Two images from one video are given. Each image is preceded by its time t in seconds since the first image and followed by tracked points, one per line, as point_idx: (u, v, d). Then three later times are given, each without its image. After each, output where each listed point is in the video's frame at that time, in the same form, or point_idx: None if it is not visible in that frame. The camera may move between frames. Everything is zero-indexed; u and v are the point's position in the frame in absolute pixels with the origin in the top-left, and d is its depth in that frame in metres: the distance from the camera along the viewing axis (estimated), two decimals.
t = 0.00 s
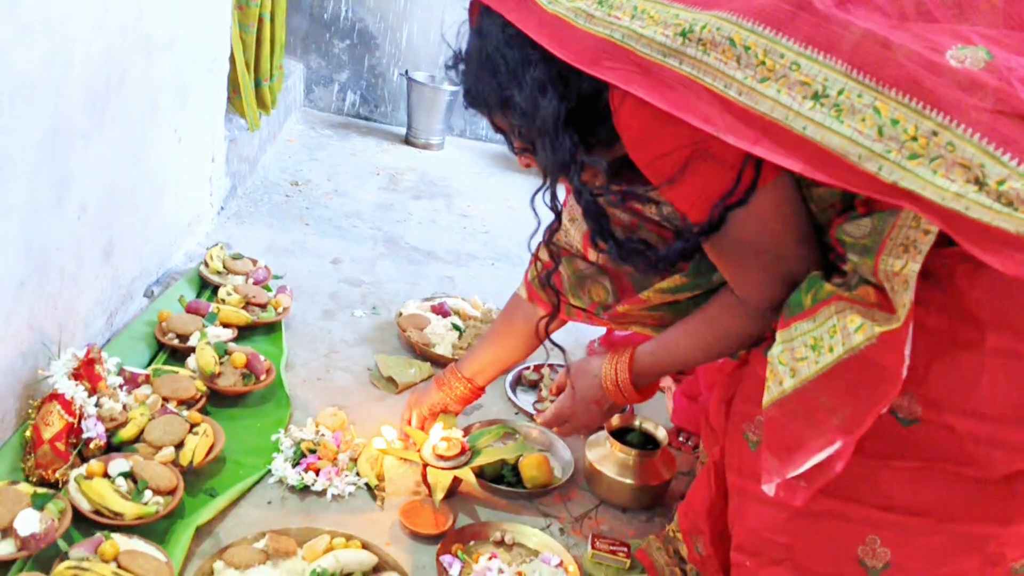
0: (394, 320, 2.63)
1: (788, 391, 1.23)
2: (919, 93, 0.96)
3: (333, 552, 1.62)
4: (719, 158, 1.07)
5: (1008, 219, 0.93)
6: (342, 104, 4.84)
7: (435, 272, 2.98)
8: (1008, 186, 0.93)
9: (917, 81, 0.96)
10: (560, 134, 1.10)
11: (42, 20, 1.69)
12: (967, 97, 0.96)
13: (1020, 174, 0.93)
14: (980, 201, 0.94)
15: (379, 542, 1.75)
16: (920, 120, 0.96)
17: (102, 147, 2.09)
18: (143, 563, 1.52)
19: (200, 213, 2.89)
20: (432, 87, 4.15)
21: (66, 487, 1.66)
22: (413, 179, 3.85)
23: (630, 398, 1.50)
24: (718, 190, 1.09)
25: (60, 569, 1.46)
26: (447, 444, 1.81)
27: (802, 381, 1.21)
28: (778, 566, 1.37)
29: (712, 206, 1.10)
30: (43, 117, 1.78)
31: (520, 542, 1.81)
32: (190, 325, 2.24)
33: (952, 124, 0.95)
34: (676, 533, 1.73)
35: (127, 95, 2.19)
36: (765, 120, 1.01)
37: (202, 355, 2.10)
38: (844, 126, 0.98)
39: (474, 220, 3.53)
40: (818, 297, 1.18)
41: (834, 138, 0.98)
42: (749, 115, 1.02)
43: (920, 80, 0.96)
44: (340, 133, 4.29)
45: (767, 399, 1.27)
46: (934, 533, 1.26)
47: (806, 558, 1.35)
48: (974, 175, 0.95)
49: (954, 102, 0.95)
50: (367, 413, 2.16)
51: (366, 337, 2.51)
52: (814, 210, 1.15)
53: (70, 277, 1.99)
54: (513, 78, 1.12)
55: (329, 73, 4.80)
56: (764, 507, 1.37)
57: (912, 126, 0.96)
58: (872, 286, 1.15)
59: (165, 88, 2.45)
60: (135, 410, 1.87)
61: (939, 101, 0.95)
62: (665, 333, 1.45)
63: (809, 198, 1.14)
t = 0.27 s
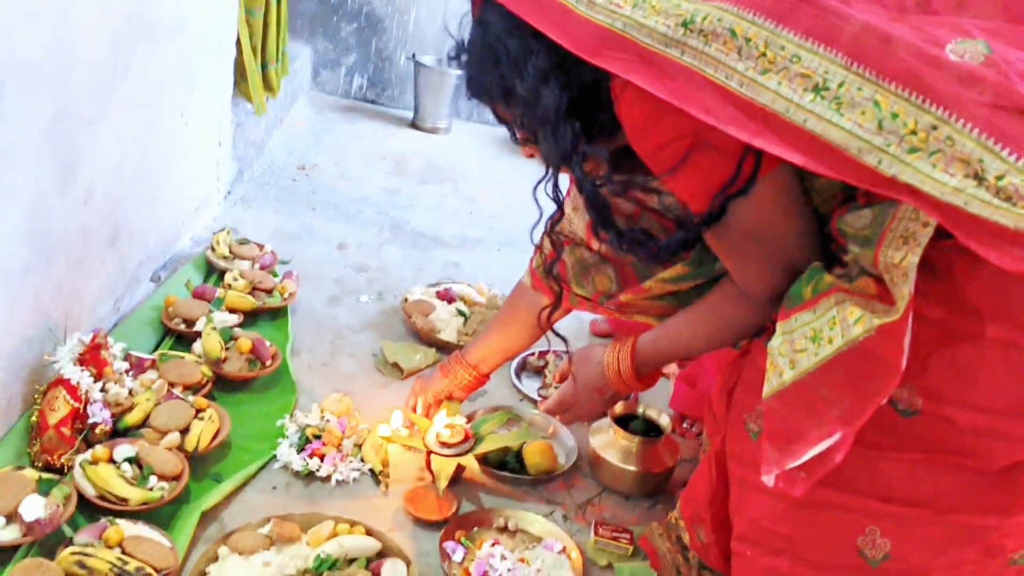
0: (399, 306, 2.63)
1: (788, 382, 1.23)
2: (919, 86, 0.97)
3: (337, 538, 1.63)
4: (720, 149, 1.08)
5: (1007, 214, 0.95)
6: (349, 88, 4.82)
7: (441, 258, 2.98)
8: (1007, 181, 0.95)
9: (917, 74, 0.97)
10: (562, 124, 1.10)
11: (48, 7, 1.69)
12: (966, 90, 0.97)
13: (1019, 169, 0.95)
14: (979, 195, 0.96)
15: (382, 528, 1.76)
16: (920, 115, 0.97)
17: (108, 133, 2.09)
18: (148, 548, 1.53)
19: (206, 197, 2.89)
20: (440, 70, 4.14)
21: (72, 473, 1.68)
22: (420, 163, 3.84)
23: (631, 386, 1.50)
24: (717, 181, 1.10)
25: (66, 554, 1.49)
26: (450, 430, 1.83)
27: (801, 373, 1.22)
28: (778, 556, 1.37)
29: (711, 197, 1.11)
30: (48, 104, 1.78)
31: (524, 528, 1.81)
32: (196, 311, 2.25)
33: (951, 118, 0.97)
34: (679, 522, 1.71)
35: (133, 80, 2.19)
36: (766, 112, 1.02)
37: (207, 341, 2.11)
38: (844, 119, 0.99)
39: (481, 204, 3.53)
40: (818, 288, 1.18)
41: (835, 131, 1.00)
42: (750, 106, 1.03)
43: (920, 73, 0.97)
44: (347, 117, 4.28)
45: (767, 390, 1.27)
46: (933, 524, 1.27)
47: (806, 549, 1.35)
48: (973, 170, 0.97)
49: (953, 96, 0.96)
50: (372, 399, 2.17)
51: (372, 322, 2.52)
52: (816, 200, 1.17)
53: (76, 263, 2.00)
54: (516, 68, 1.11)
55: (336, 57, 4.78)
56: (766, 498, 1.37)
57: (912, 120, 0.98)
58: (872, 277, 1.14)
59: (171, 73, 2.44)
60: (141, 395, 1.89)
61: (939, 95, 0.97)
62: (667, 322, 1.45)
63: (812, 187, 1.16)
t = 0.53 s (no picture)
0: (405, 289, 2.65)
1: (788, 374, 1.24)
2: (921, 85, 0.99)
3: (341, 519, 1.66)
4: (722, 141, 1.07)
5: (1009, 214, 0.98)
6: (356, 69, 4.81)
7: (446, 241, 2.99)
8: (1008, 181, 0.97)
9: (919, 72, 0.99)
10: (566, 116, 1.10)
11: None
12: (969, 89, 0.99)
13: (1019, 169, 0.98)
14: (981, 194, 0.98)
15: (386, 509, 1.79)
16: (923, 113, 0.99)
17: (116, 117, 2.10)
18: (156, 529, 1.57)
19: (214, 179, 2.90)
20: (446, 52, 4.13)
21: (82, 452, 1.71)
22: (426, 145, 3.84)
23: (633, 373, 1.51)
24: (720, 172, 1.09)
25: (76, 533, 1.51)
26: (452, 414, 1.86)
27: (801, 366, 1.22)
28: (776, 542, 1.39)
29: (713, 188, 1.11)
30: (57, 88, 1.79)
31: (525, 510, 1.84)
32: (204, 293, 2.27)
33: (954, 117, 0.99)
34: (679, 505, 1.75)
35: (142, 63, 2.20)
36: (771, 107, 1.03)
37: (214, 323, 2.13)
38: (848, 116, 1.01)
39: (486, 187, 3.53)
40: (819, 282, 1.18)
41: (839, 128, 1.02)
42: (755, 101, 1.04)
43: (923, 71, 0.99)
44: (354, 98, 4.28)
45: (767, 382, 1.27)
46: (928, 515, 1.29)
47: (804, 537, 1.37)
48: (975, 169, 0.99)
49: (955, 95, 0.99)
50: (377, 381, 2.19)
51: (377, 305, 2.53)
52: (818, 193, 1.15)
53: (85, 245, 2.02)
54: (519, 59, 1.10)
55: (343, 37, 4.77)
56: (765, 486, 1.39)
57: (916, 118, 1.00)
58: (873, 271, 1.14)
59: (179, 56, 2.45)
60: (148, 376, 1.91)
61: (942, 94, 0.99)
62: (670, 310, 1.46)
63: (813, 180, 1.14)
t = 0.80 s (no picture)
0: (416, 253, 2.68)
1: (789, 342, 1.25)
2: (925, 59, 1.00)
3: (354, 478, 1.71)
4: (728, 111, 1.10)
5: (1007, 187, 1.00)
6: (367, 31, 4.79)
7: (457, 205, 3.01)
8: (1007, 155, 0.99)
9: (923, 45, 1.00)
10: (575, 85, 1.11)
11: None
12: (971, 64, 1.00)
13: (1019, 144, 0.99)
14: (981, 168, 1.00)
15: (397, 468, 1.84)
16: (926, 86, 1.01)
17: (129, 82, 2.12)
18: (175, 486, 1.62)
19: (226, 143, 2.92)
20: (458, 15, 4.10)
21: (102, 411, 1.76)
22: (438, 108, 3.84)
23: (639, 338, 1.54)
24: (727, 142, 1.12)
25: (99, 489, 1.57)
26: (462, 378, 1.90)
27: (802, 334, 1.23)
28: (775, 504, 1.43)
29: (720, 157, 1.14)
30: (71, 54, 1.81)
31: (533, 471, 1.89)
32: (218, 256, 2.30)
33: (956, 91, 1.00)
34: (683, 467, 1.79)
35: (155, 28, 2.22)
36: (777, 79, 1.05)
37: (229, 287, 2.17)
38: (852, 89, 1.02)
39: (497, 151, 3.54)
40: (822, 251, 1.19)
41: (843, 101, 1.03)
42: (760, 72, 1.05)
43: (926, 45, 1.00)
44: (365, 61, 4.27)
45: (769, 349, 1.29)
46: (924, 479, 1.32)
47: (804, 499, 1.42)
48: (976, 143, 1.00)
49: (958, 70, 1.00)
50: (389, 344, 2.23)
51: (388, 269, 2.57)
52: (822, 161, 1.16)
53: (101, 209, 2.05)
54: (531, 27, 1.11)
55: None
56: (766, 450, 1.43)
57: (919, 92, 1.01)
58: (875, 242, 1.16)
59: (191, 20, 2.46)
60: (166, 337, 1.96)
61: (944, 68, 1.00)
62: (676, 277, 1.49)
63: (818, 149, 1.15)
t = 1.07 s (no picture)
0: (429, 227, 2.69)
1: (802, 318, 1.27)
2: (946, 38, 1.00)
3: (370, 448, 1.74)
4: (745, 87, 1.08)
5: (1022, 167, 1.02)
6: (381, 4, 4.77)
7: (471, 179, 3.02)
8: None
9: (944, 25, 1.00)
10: (592, 58, 1.11)
11: None
12: (989, 44, 1.01)
13: None
14: (997, 148, 1.02)
15: (412, 438, 1.87)
16: (946, 66, 1.01)
17: (145, 55, 2.13)
18: (195, 454, 1.66)
19: (241, 117, 2.93)
20: None
21: (123, 381, 1.79)
22: (452, 82, 3.84)
23: (653, 312, 1.55)
24: (742, 119, 1.12)
25: (121, 457, 1.60)
26: (476, 350, 1.91)
27: (816, 310, 1.25)
28: (785, 477, 1.45)
29: (735, 133, 1.13)
30: (87, 28, 1.82)
31: (545, 443, 1.92)
32: (235, 230, 2.32)
33: (975, 71, 1.01)
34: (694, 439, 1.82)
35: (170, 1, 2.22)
36: (797, 55, 1.04)
37: (245, 260, 2.19)
38: (871, 67, 1.03)
39: (511, 125, 3.54)
40: (836, 228, 1.20)
41: (862, 79, 1.03)
42: (780, 48, 1.04)
43: (946, 24, 1.00)
44: (379, 34, 4.26)
45: (782, 324, 1.30)
46: (932, 453, 1.34)
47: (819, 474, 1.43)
48: (993, 123, 1.02)
49: (977, 50, 1.00)
50: (403, 318, 2.25)
51: (403, 243, 2.58)
52: (839, 137, 1.17)
53: (119, 183, 2.07)
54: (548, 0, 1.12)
55: None
56: (776, 424, 1.43)
57: (938, 71, 1.02)
58: (889, 218, 1.17)
59: None
60: (184, 309, 1.99)
61: (963, 48, 1.00)
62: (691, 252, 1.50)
63: (836, 124, 1.16)
